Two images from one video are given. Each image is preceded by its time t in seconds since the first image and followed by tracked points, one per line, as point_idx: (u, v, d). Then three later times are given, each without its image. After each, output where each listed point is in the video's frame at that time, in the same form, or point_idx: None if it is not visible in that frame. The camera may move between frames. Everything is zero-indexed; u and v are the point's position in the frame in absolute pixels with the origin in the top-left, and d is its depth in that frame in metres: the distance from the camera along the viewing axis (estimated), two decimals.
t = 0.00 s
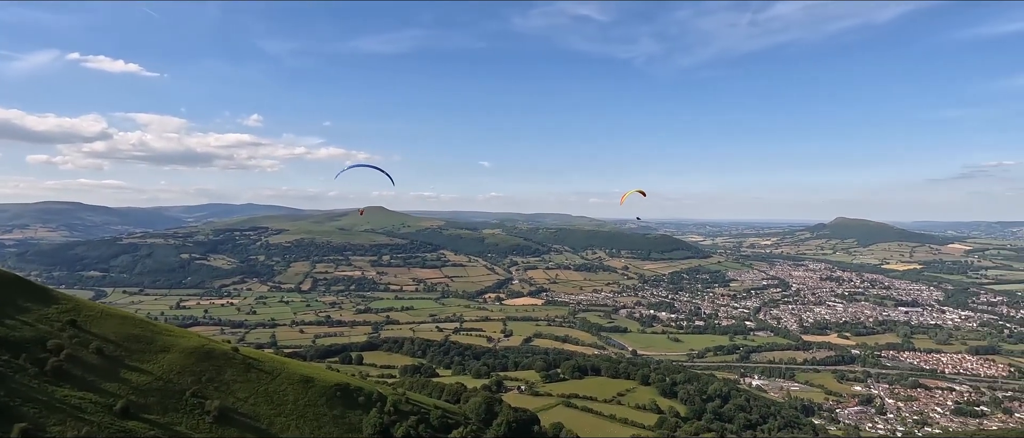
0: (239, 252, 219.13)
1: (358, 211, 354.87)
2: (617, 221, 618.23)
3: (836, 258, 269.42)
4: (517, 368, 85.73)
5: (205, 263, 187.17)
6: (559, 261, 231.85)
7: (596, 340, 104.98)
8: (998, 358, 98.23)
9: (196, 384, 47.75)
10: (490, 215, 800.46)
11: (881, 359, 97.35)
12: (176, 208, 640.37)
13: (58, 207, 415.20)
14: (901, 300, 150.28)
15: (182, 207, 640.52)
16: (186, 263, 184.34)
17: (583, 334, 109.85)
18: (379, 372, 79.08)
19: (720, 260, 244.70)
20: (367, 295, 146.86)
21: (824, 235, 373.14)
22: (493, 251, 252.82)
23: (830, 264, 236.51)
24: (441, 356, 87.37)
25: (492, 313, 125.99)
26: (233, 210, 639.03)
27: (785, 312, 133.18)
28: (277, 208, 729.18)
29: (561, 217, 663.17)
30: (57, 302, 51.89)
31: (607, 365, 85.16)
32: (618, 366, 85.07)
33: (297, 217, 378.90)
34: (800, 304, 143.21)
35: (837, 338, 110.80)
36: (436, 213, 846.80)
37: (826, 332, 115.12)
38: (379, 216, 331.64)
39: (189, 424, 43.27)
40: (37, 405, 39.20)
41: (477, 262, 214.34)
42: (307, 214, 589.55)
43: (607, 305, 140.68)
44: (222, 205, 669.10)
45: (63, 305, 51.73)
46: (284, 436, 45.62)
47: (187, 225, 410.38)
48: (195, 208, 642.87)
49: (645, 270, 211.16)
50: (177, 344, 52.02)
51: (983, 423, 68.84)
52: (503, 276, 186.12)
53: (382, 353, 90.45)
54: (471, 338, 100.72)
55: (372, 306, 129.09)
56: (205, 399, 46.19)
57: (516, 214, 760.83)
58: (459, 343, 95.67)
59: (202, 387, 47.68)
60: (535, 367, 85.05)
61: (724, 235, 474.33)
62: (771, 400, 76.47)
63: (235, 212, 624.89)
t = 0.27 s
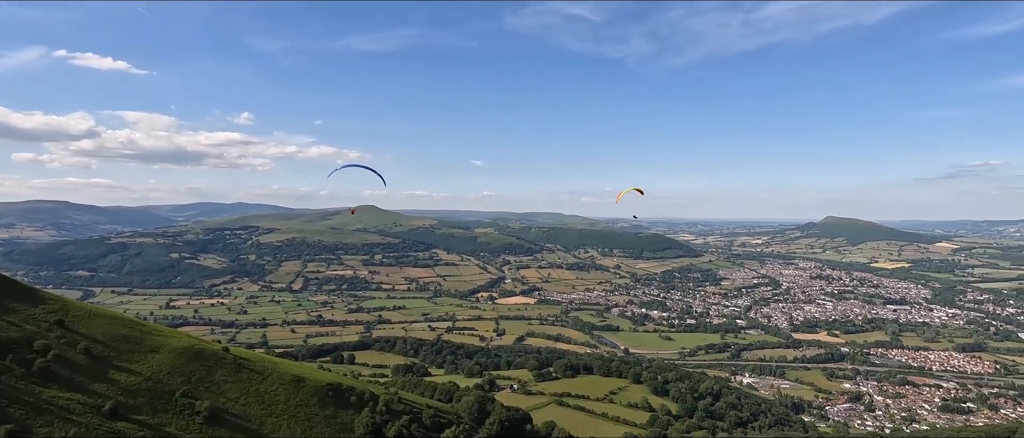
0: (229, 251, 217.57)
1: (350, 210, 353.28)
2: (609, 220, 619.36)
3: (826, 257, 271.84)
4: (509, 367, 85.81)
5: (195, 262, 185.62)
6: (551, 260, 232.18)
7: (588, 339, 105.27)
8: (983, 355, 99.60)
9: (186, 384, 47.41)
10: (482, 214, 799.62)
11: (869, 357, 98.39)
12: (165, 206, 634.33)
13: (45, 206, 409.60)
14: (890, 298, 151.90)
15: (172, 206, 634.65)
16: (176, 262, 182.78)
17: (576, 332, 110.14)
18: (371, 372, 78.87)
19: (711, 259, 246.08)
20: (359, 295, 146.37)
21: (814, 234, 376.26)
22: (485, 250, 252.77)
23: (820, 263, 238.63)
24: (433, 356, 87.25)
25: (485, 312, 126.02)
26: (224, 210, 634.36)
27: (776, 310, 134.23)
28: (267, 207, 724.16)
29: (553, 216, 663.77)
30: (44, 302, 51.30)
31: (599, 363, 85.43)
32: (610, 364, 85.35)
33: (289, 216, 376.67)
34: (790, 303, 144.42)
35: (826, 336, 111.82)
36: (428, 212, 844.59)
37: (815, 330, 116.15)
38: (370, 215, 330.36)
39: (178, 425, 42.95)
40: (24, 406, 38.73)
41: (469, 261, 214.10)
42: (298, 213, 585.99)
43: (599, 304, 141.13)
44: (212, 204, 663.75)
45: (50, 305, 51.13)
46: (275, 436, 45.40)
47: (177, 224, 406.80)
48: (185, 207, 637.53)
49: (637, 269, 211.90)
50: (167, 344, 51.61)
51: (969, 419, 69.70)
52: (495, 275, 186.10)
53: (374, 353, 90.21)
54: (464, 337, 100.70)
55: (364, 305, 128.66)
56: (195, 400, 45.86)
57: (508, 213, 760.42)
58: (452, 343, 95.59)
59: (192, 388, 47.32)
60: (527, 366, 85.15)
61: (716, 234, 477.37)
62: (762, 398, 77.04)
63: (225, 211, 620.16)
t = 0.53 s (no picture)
0: (220, 250, 215.99)
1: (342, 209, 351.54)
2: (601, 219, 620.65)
3: (816, 255, 274.05)
4: (502, 365, 85.84)
5: (185, 262, 184.10)
6: (544, 259, 232.38)
7: (581, 338, 105.55)
8: (970, 352, 100.88)
9: (177, 384, 47.06)
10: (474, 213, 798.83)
11: (859, 354, 99.38)
12: (154, 205, 628.38)
13: (31, 205, 404.29)
14: (879, 296, 153.45)
15: (161, 205, 628.79)
16: (165, 262, 181.17)
17: (568, 331, 110.38)
18: (363, 371, 78.62)
19: (702, 257, 247.38)
20: (351, 294, 145.83)
21: (804, 232, 379.21)
22: (478, 249, 252.61)
23: (810, 261, 240.63)
24: (426, 355, 87.13)
25: (477, 311, 126.00)
26: (214, 209, 629.28)
27: (766, 308, 135.20)
28: (258, 206, 719.04)
29: (546, 215, 664.17)
30: (31, 303, 50.70)
31: (591, 362, 85.68)
32: (603, 363, 85.60)
33: (280, 215, 374.29)
34: (780, 301, 145.53)
35: (816, 334, 112.82)
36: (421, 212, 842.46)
37: (806, 328, 117.11)
38: (362, 214, 329.00)
39: (169, 426, 42.59)
40: (11, 407, 38.23)
41: (462, 260, 213.88)
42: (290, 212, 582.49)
43: (591, 303, 141.50)
44: (203, 203, 658.30)
45: (37, 305, 50.53)
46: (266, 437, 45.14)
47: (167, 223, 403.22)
48: (174, 205, 632.03)
49: (629, 268, 212.57)
50: (156, 344, 51.19)
51: (956, 415, 70.62)
52: (488, 274, 186.03)
53: (366, 352, 89.93)
54: (457, 336, 100.64)
55: (356, 304, 128.21)
56: (185, 400, 45.50)
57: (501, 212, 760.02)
58: (444, 342, 95.51)
59: (182, 388, 46.98)
60: (520, 365, 85.24)
61: (707, 233, 480.44)
62: (753, 395, 77.60)
63: (216, 210, 615.62)
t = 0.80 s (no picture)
0: (211, 249, 214.41)
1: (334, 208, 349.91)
2: (593, 217, 622.07)
3: (806, 253, 276.47)
4: (495, 364, 85.85)
5: (175, 261, 182.59)
6: (536, 257, 232.68)
7: (573, 336, 105.78)
8: (957, 349, 102.18)
9: (167, 385, 46.69)
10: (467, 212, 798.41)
11: (848, 351, 100.38)
12: (144, 204, 622.27)
13: (17, 204, 398.94)
14: (868, 294, 155.06)
15: (150, 204, 622.86)
16: (155, 261, 179.47)
17: (561, 330, 110.58)
18: (355, 371, 78.34)
19: (694, 256, 248.73)
20: (343, 293, 145.28)
21: (794, 231, 382.29)
22: (471, 247, 252.53)
23: (800, 260, 242.65)
24: (418, 354, 86.97)
25: (470, 310, 125.95)
26: (204, 208, 624.02)
27: (757, 307, 136.14)
28: (249, 205, 714.26)
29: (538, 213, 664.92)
30: (18, 303, 50.09)
31: (584, 360, 85.89)
32: (595, 361, 85.82)
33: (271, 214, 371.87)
34: (771, 299, 146.67)
35: (806, 332, 113.78)
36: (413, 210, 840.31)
37: (796, 326, 118.07)
38: (354, 213, 327.64)
39: (158, 426, 42.21)
40: None
41: (454, 259, 213.72)
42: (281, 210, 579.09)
43: (584, 301, 141.84)
44: (193, 202, 652.77)
45: (24, 305, 49.95)
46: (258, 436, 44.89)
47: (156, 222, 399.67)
48: (164, 204, 626.33)
49: (621, 266, 213.33)
50: (146, 344, 50.75)
51: (943, 412, 71.52)
52: (480, 272, 185.99)
53: (359, 352, 89.62)
54: (449, 335, 100.53)
55: (348, 303, 127.71)
56: (175, 400, 45.12)
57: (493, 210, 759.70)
58: (437, 341, 95.36)
59: (172, 388, 46.61)
60: (513, 363, 85.29)
61: (699, 231, 483.11)
62: (744, 393, 78.15)
63: (206, 209, 610.51)
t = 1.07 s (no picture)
0: (201, 248, 212.88)
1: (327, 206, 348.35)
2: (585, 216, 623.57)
3: (797, 251, 278.44)
4: (487, 362, 85.85)
5: (165, 260, 181.08)
6: (529, 256, 232.79)
7: (566, 334, 105.98)
8: (946, 346, 103.33)
9: (157, 384, 46.35)
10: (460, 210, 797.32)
11: (838, 348, 101.30)
12: (133, 203, 616.52)
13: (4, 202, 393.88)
14: (858, 291, 156.42)
15: (140, 202, 617.13)
16: (145, 260, 177.83)
17: (554, 328, 110.71)
18: (348, 370, 78.04)
19: (686, 254, 249.87)
20: (336, 292, 144.72)
21: (786, 229, 384.88)
22: (464, 246, 252.36)
23: (791, 258, 244.37)
24: (411, 352, 86.81)
25: (463, 308, 125.85)
26: (195, 206, 619.02)
27: (749, 304, 136.99)
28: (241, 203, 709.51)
29: (531, 212, 665.52)
30: (5, 302, 49.49)
31: (577, 358, 86.09)
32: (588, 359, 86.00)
33: (262, 212, 369.27)
34: (763, 297, 147.59)
35: (797, 329, 114.64)
36: (406, 209, 838.35)
37: (787, 323, 118.93)
38: (346, 212, 326.48)
39: (149, 426, 41.89)
40: None
41: (447, 257, 213.42)
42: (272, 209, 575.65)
43: (577, 300, 142.16)
44: (183, 200, 647.22)
45: (11, 305, 49.38)
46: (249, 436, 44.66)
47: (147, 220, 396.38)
48: (154, 202, 620.80)
49: (614, 265, 213.84)
50: (136, 344, 50.36)
51: (932, 408, 72.31)
52: (474, 271, 185.82)
53: (351, 351, 89.28)
54: (442, 334, 100.38)
55: (340, 302, 127.22)
56: (166, 400, 44.81)
57: (486, 209, 759.20)
58: (430, 339, 95.19)
59: (162, 388, 46.25)
60: (506, 362, 85.28)
61: (691, 229, 485.53)
62: (736, 390, 78.65)
63: (196, 208, 605.72)
